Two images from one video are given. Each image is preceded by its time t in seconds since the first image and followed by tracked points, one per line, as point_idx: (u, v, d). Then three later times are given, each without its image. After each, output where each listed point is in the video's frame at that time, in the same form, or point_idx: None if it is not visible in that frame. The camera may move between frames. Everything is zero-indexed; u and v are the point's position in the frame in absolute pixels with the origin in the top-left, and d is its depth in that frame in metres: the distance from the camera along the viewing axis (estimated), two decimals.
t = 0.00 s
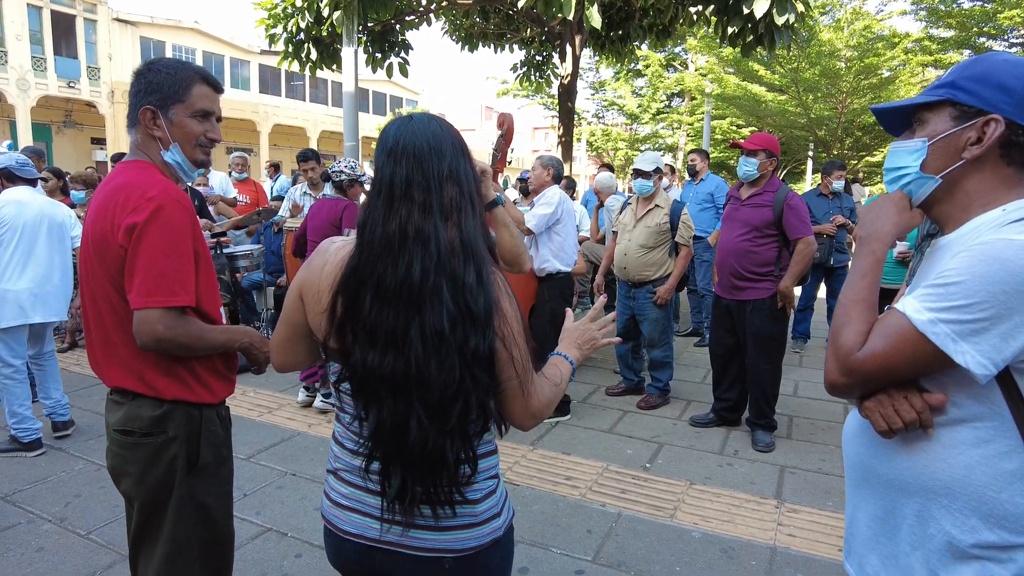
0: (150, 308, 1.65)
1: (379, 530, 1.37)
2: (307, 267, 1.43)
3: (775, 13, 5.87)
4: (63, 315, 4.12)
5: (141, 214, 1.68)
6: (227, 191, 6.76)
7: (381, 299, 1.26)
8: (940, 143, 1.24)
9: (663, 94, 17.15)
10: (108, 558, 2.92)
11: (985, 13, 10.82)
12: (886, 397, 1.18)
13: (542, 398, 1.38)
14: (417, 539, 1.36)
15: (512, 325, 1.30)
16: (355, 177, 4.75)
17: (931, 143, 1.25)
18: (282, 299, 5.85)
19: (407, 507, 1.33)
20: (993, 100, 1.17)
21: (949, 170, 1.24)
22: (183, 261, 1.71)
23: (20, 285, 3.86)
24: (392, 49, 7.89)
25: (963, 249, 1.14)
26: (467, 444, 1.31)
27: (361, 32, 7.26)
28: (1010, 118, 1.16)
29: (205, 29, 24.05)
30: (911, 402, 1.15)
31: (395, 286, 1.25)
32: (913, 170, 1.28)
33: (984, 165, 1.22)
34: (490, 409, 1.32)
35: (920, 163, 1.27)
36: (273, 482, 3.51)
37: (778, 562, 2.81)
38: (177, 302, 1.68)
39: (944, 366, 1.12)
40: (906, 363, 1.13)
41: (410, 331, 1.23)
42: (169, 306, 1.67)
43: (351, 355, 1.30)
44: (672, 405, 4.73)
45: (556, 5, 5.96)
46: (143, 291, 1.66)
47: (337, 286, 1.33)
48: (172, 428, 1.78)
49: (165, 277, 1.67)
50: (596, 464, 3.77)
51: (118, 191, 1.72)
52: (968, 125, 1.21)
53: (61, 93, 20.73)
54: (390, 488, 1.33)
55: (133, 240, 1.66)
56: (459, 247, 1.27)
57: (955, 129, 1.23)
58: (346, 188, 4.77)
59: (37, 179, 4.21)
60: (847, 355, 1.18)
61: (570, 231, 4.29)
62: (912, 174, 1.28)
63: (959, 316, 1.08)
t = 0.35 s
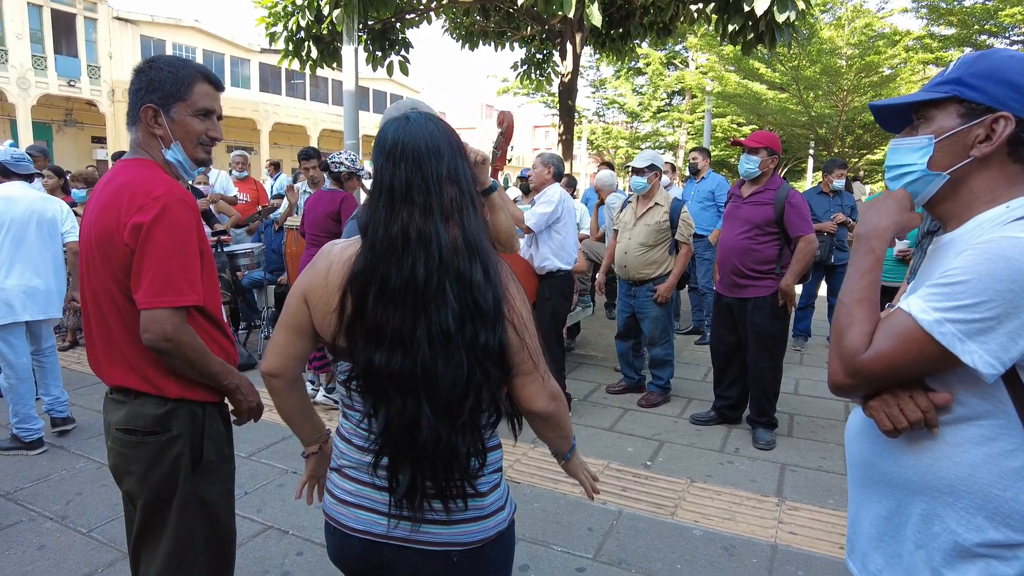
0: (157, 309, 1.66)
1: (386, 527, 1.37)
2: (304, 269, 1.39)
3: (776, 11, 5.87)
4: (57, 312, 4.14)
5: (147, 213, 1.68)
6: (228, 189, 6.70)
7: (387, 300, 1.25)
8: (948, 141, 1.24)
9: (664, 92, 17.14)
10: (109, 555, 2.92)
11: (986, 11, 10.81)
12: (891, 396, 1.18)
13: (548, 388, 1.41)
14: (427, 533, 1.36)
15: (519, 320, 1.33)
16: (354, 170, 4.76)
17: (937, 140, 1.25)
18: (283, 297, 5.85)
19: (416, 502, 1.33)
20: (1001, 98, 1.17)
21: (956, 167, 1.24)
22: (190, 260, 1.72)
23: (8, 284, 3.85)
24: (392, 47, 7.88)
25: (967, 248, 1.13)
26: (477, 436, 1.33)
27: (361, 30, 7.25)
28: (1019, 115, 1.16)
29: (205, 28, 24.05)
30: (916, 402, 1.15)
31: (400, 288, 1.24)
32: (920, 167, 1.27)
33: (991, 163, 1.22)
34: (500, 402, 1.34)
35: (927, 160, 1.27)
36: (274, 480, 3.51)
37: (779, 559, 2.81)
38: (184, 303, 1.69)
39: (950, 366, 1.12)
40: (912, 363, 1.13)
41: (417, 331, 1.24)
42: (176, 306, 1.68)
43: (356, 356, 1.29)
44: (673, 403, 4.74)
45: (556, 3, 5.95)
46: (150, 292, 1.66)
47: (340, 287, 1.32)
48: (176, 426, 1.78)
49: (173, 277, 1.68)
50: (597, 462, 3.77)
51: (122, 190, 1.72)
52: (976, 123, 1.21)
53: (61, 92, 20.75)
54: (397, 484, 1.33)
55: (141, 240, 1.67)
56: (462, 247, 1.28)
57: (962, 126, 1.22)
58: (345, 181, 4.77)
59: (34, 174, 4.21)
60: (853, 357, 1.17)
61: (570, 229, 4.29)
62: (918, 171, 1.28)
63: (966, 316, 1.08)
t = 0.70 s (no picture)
0: (173, 312, 1.67)
1: (407, 519, 1.37)
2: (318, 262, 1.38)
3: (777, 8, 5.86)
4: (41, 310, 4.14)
5: (157, 216, 1.67)
6: (228, 188, 6.73)
7: (407, 292, 1.25)
8: (949, 141, 1.24)
9: (664, 89, 17.13)
10: (113, 553, 2.92)
11: (988, 9, 10.80)
12: (898, 397, 1.18)
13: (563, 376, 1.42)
14: (447, 525, 1.36)
15: (536, 309, 1.34)
16: (351, 178, 4.79)
17: (939, 142, 1.25)
18: (284, 295, 5.86)
19: (436, 493, 1.34)
20: (1000, 96, 1.17)
21: (959, 166, 1.24)
22: (202, 261, 1.73)
23: None
24: (392, 45, 7.87)
25: (974, 248, 1.14)
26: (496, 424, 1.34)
27: (362, 27, 7.24)
28: (1019, 112, 1.16)
29: (205, 25, 24.02)
30: (923, 403, 1.15)
31: (421, 279, 1.25)
32: (922, 169, 1.27)
33: (994, 161, 1.22)
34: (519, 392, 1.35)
35: (929, 162, 1.26)
36: (276, 479, 3.52)
37: (781, 558, 2.82)
38: (197, 306, 1.71)
39: (958, 367, 1.12)
40: (920, 363, 1.13)
41: (438, 322, 1.24)
42: (190, 309, 1.69)
43: (375, 348, 1.29)
44: (674, 401, 4.74)
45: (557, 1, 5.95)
46: (166, 295, 1.67)
47: (358, 281, 1.31)
48: (181, 427, 1.78)
49: (185, 280, 1.68)
50: (599, 460, 3.77)
51: (131, 190, 1.70)
52: (976, 122, 1.21)
53: (61, 89, 20.73)
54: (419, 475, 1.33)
55: (153, 242, 1.66)
56: (480, 239, 1.29)
57: (963, 125, 1.22)
58: (341, 188, 4.79)
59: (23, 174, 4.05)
60: (860, 358, 1.18)
61: (573, 228, 4.29)
62: (920, 173, 1.28)
63: (975, 317, 1.08)
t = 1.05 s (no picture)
0: (191, 316, 1.68)
1: (418, 514, 1.37)
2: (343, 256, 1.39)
3: (781, 7, 5.86)
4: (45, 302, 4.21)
5: (176, 218, 1.67)
6: (231, 187, 6.70)
7: (426, 285, 1.25)
8: (977, 146, 1.24)
9: (665, 88, 17.12)
10: (120, 552, 2.92)
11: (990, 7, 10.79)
12: (921, 397, 1.17)
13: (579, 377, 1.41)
14: (459, 521, 1.36)
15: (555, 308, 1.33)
16: (363, 184, 4.85)
17: (966, 148, 1.25)
18: (287, 294, 5.86)
19: (447, 489, 1.33)
20: None
21: (987, 169, 1.25)
22: (220, 264, 1.75)
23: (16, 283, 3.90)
24: (395, 43, 7.86)
25: (1000, 248, 1.14)
26: (510, 423, 1.32)
27: (365, 26, 7.23)
28: None
29: (205, 24, 24.01)
30: (946, 403, 1.15)
31: (440, 272, 1.24)
32: (950, 176, 1.27)
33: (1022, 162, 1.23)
34: (534, 390, 1.33)
35: (956, 169, 1.27)
36: (282, 478, 3.51)
37: (789, 557, 2.81)
38: (216, 310, 1.72)
39: (983, 366, 1.12)
40: (945, 362, 1.12)
41: (454, 316, 1.24)
42: (207, 313, 1.71)
43: (392, 341, 1.28)
44: (679, 401, 4.74)
45: None
46: (187, 299, 1.68)
47: (379, 275, 1.31)
48: (196, 428, 1.79)
49: (203, 283, 1.69)
50: (605, 459, 3.77)
51: (147, 190, 1.69)
52: (1003, 123, 1.21)
53: (62, 88, 20.69)
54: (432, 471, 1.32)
55: (170, 245, 1.66)
56: (501, 235, 1.28)
57: (989, 129, 1.23)
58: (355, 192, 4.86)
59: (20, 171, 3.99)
60: (883, 357, 1.17)
61: (581, 228, 4.30)
62: (947, 180, 1.28)
63: (1001, 316, 1.08)
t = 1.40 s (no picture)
0: (220, 331, 1.71)
1: (464, 534, 1.34)
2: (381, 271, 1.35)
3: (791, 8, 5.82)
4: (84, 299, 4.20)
5: (206, 233, 1.69)
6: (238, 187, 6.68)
7: (475, 300, 1.22)
8: (1015, 161, 1.26)
9: (670, 87, 17.06)
10: (132, 559, 2.90)
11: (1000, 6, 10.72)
12: (969, 418, 1.20)
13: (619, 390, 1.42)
14: (506, 539, 1.34)
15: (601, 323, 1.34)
16: (376, 184, 4.83)
17: (1003, 163, 1.27)
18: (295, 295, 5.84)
19: (494, 506, 1.31)
20: None
21: None
22: (247, 278, 1.77)
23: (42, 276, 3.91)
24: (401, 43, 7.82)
25: None
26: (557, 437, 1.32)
27: (371, 25, 7.20)
28: None
29: (210, 22, 23.99)
30: (995, 425, 1.18)
31: (489, 288, 1.22)
32: (988, 191, 1.28)
33: None
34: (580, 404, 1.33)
35: (995, 184, 1.28)
36: (293, 483, 3.49)
37: (806, 566, 2.79)
38: (245, 326, 1.75)
39: None
40: (994, 383, 1.15)
41: (505, 331, 1.21)
42: (234, 329, 1.73)
43: (439, 358, 1.25)
44: (690, 404, 4.71)
45: None
46: (216, 314, 1.70)
47: (423, 290, 1.28)
48: (214, 441, 1.77)
49: (232, 301, 1.71)
50: (618, 465, 3.74)
51: (176, 204, 1.70)
52: None
53: (67, 86, 20.69)
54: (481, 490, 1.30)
55: (201, 261, 1.67)
56: (549, 250, 1.28)
57: None
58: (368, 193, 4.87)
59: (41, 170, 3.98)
60: (931, 379, 1.20)
61: (594, 232, 4.26)
62: (986, 195, 1.29)
63: None
